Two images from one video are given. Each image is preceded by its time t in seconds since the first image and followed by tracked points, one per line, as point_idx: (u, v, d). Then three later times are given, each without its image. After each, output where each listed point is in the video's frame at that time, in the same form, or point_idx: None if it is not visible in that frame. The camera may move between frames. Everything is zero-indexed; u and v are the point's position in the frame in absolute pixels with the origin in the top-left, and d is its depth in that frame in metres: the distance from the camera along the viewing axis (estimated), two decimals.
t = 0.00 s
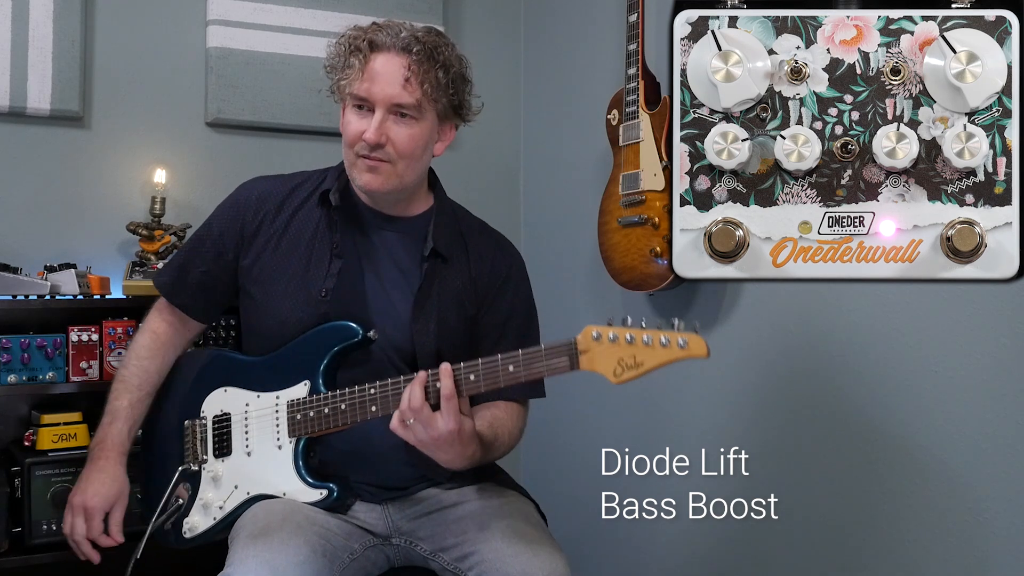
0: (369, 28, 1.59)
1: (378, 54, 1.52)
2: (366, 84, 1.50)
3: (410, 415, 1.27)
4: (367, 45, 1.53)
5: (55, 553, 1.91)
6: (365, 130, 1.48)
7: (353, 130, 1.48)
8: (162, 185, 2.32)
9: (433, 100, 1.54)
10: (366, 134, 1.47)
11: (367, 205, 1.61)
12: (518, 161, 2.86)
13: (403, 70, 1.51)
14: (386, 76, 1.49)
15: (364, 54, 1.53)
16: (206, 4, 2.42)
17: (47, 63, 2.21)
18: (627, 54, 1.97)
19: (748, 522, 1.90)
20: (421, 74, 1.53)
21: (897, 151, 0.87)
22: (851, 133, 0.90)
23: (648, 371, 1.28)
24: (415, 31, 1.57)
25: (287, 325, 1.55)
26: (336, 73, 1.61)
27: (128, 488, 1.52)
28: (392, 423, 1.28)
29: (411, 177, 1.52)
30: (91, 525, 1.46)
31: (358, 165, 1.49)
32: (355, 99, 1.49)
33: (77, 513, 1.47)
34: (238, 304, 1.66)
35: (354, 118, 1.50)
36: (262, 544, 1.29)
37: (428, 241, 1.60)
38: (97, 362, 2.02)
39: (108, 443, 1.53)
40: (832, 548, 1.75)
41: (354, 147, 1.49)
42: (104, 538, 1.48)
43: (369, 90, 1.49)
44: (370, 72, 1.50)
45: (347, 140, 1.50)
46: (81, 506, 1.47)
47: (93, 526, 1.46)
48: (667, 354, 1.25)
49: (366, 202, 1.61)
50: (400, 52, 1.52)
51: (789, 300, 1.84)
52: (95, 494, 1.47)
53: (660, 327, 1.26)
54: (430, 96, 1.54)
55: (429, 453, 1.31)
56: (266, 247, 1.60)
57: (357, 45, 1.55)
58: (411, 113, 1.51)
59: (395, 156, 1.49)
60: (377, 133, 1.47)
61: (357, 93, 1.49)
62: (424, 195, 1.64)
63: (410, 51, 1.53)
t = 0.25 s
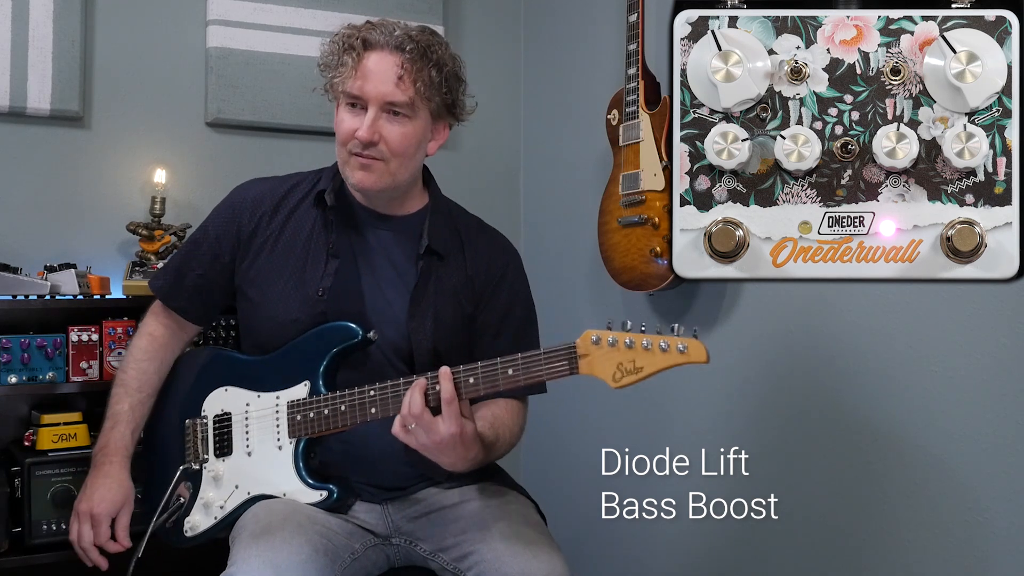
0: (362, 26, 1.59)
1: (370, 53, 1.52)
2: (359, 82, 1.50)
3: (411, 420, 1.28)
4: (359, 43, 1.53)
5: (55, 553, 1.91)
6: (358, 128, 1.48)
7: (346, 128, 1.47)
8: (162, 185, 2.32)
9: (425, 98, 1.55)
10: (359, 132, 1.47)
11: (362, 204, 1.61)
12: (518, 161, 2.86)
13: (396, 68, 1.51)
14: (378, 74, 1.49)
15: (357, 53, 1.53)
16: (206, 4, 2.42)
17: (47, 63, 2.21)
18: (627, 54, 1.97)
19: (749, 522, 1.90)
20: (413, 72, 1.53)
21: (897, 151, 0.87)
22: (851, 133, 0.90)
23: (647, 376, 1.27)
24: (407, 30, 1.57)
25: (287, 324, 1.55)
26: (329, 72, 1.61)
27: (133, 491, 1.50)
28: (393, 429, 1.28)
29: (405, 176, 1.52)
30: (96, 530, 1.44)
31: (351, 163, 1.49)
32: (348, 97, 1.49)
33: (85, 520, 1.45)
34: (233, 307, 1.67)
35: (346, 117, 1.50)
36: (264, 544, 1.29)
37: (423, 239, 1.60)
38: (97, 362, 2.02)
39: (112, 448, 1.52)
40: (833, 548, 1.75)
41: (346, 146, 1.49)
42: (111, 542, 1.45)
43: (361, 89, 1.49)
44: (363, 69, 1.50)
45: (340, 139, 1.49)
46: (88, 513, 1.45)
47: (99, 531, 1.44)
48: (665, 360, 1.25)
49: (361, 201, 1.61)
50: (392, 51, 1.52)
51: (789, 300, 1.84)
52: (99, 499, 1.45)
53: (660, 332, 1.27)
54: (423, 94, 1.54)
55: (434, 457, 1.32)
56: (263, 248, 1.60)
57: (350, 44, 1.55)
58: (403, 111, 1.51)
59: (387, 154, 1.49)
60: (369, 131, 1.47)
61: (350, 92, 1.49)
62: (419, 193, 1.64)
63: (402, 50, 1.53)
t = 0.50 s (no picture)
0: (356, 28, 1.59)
1: (365, 55, 1.52)
2: (353, 85, 1.50)
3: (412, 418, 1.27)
4: (354, 45, 1.53)
5: (55, 553, 1.91)
6: (352, 130, 1.48)
7: (340, 130, 1.48)
8: (162, 185, 2.32)
9: (420, 100, 1.54)
10: (353, 135, 1.47)
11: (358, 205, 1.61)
12: (518, 161, 2.86)
13: (390, 70, 1.51)
14: (372, 76, 1.49)
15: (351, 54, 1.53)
16: (206, 4, 2.42)
17: (47, 63, 2.21)
18: (627, 54, 1.97)
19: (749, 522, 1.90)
20: (408, 74, 1.53)
21: (897, 151, 0.87)
22: (851, 133, 0.90)
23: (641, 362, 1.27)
24: (402, 31, 1.57)
25: (286, 324, 1.55)
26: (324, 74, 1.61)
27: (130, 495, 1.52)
28: (394, 428, 1.28)
29: (400, 177, 1.52)
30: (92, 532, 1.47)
31: (346, 166, 1.49)
32: (342, 99, 1.50)
33: (80, 526, 1.48)
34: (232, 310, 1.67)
35: (341, 119, 1.50)
36: (264, 544, 1.29)
37: (419, 239, 1.60)
38: (97, 362, 2.02)
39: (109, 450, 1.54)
40: (833, 548, 1.75)
41: (341, 149, 1.49)
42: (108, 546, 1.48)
43: (356, 90, 1.49)
44: (357, 72, 1.50)
45: (335, 141, 1.50)
46: (82, 518, 1.48)
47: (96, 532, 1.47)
48: (660, 344, 1.25)
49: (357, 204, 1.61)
50: (386, 53, 1.52)
51: (789, 300, 1.84)
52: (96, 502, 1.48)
53: (652, 318, 1.27)
54: (418, 96, 1.54)
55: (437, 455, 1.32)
56: (260, 249, 1.60)
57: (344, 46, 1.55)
58: (398, 113, 1.51)
59: (382, 157, 1.49)
60: (364, 133, 1.47)
61: (344, 94, 1.49)
62: (415, 194, 1.64)
63: (396, 51, 1.53)
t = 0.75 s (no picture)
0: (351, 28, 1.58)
1: (359, 57, 1.52)
2: (348, 87, 1.49)
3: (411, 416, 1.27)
4: (349, 46, 1.53)
5: (55, 553, 1.91)
6: (348, 133, 1.48)
7: (336, 133, 1.48)
8: (162, 185, 2.32)
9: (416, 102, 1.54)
10: (349, 137, 1.47)
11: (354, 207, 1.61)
12: (518, 161, 2.86)
13: (385, 72, 1.51)
14: (367, 78, 1.49)
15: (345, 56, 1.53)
16: (206, 4, 2.42)
17: (47, 63, 2.21)
18: (627, 54, 1.97)
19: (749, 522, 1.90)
20: (403, 75, 1.53)
21: (897, 150, 0.87)
22: (851, 133, 0.90)
23: (637, 355, 1.29)
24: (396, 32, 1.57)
25: (285, 324, 1.55)
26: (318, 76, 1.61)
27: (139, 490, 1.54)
28: (394, 426, 1.28)
29: (395, 179, 1.53)
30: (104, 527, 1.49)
31: (342, 168, 1.49)
32: (337, 101, 1.50)
33: (94, 522, 1.49)
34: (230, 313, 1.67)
35: (336, 122, 1.50)
36: (262, 551, 1.29)
37: (417, 239, 1.60)
38: (97, 362, 2.02)
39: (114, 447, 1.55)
40: (832, 548, 1.75)
41: (336, 151, 1.49)
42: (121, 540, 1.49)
43: (350, 93, 1.49)
44: (352, 73, 1.50)
45: (330, 144, 1.50)
46: (96, 514, 1.49)
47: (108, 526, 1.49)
48: (655, 337, 1.26)
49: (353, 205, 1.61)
50: (381, 54, 1.52)
51: (789, 300, 1.84)
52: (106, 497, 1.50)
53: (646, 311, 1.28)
54: (413, 97, 1.54)
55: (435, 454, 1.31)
56: (256, 251, 1.60)
57: (338, 47, 1.55)
58: (393, 115, 1.51)
59: (378, 159, 1.49)
60: (360, 135, 1.47)
61: (339, 96, 1.49)
62: (412, 194, 1.64)
63: (391, 53, 1.53)
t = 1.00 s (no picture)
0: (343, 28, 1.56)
1: (351, 63, 1.50)
2: (341, 93, 1.48)
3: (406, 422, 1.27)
4: (342, 51, 1.51)
5: (56, 553, 1.91)
6: (343, 140, 1.48)
7: (330, 140, 1.47)
8: (162, 185, 2.32)
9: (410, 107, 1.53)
10: (344, 145, 1.47)
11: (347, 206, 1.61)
12: (518, 162, 2.86)
13: (376, 79, 1.49)
14: (359, 87, 1.48)
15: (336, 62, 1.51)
16: (206, 4, 2.42)
17: (47, 63, 2.21)
18: (627, 54, 1.97)
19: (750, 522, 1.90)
20: (398, 80, 1.51)
21: (897, 151, 0.87)
22: (851, 133, 0.89)
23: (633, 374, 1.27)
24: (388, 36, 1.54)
25: (285, 325, 1.55)
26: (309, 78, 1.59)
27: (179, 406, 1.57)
28: (388, 430, 1.28)
29: (391, 182, 1.54)
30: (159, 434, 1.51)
31: (338, 174, 1.50)
32: (329, 110, 1.48)
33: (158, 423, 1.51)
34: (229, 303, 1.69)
35: (328, 129, 1.50)
36: (259, 551, 1.29)
37: (411, 235, 1.60)
38: (97, 362, 2.02)
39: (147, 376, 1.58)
40: (833, 548, 1.75)
41: (331, 159, 1.49)
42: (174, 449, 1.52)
43: (342, 101, 1.48)
44: (345, 80, 1.48)
45: (324, 151, 1.50)
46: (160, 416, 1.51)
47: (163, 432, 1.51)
48: (652, 356, 1.25)
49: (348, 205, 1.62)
50: (372, 61, 1.50)
51: (789, 300, 1.84)
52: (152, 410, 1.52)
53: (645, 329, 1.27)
54: (406, 103, 1.53)
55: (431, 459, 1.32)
56: (249, 251, 1.60)
57: (330, 52, 1.53)
58: (387, 122, 1.50)
59: (372, 166, 1.50)
60: (354, 144, 1.47)
61: (331, 104, 1.48)
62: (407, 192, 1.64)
63: (382, 59, 1.51)
